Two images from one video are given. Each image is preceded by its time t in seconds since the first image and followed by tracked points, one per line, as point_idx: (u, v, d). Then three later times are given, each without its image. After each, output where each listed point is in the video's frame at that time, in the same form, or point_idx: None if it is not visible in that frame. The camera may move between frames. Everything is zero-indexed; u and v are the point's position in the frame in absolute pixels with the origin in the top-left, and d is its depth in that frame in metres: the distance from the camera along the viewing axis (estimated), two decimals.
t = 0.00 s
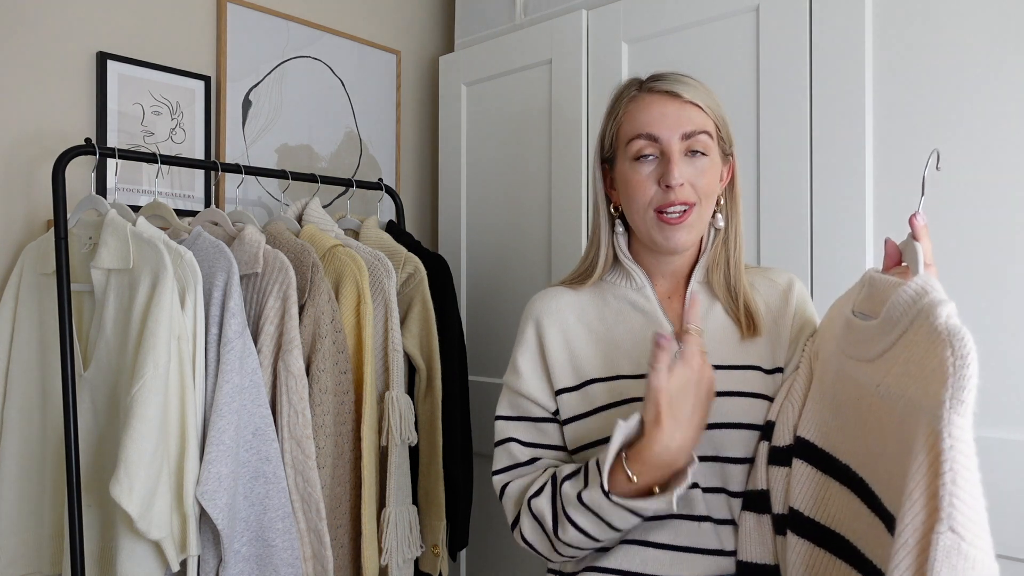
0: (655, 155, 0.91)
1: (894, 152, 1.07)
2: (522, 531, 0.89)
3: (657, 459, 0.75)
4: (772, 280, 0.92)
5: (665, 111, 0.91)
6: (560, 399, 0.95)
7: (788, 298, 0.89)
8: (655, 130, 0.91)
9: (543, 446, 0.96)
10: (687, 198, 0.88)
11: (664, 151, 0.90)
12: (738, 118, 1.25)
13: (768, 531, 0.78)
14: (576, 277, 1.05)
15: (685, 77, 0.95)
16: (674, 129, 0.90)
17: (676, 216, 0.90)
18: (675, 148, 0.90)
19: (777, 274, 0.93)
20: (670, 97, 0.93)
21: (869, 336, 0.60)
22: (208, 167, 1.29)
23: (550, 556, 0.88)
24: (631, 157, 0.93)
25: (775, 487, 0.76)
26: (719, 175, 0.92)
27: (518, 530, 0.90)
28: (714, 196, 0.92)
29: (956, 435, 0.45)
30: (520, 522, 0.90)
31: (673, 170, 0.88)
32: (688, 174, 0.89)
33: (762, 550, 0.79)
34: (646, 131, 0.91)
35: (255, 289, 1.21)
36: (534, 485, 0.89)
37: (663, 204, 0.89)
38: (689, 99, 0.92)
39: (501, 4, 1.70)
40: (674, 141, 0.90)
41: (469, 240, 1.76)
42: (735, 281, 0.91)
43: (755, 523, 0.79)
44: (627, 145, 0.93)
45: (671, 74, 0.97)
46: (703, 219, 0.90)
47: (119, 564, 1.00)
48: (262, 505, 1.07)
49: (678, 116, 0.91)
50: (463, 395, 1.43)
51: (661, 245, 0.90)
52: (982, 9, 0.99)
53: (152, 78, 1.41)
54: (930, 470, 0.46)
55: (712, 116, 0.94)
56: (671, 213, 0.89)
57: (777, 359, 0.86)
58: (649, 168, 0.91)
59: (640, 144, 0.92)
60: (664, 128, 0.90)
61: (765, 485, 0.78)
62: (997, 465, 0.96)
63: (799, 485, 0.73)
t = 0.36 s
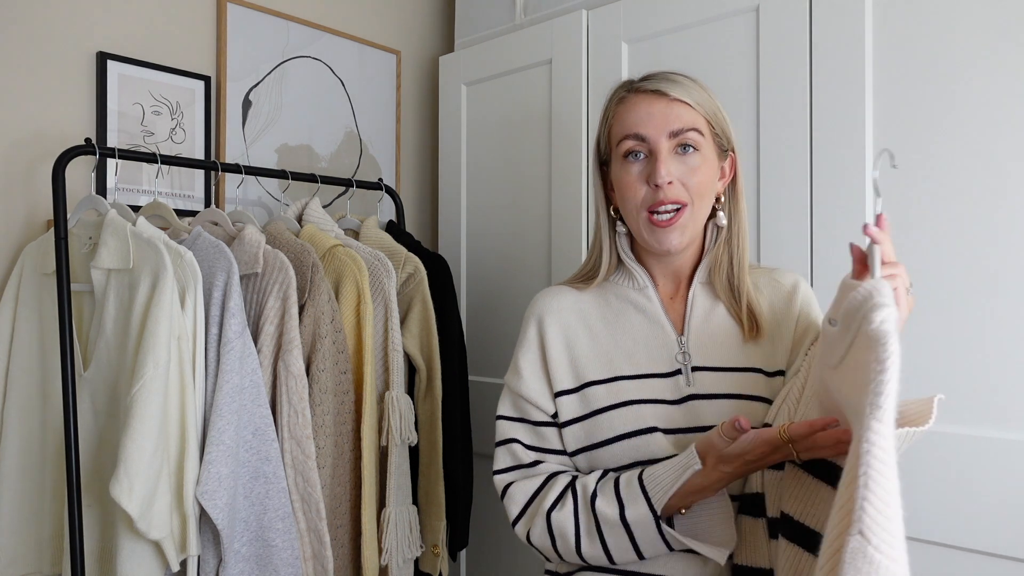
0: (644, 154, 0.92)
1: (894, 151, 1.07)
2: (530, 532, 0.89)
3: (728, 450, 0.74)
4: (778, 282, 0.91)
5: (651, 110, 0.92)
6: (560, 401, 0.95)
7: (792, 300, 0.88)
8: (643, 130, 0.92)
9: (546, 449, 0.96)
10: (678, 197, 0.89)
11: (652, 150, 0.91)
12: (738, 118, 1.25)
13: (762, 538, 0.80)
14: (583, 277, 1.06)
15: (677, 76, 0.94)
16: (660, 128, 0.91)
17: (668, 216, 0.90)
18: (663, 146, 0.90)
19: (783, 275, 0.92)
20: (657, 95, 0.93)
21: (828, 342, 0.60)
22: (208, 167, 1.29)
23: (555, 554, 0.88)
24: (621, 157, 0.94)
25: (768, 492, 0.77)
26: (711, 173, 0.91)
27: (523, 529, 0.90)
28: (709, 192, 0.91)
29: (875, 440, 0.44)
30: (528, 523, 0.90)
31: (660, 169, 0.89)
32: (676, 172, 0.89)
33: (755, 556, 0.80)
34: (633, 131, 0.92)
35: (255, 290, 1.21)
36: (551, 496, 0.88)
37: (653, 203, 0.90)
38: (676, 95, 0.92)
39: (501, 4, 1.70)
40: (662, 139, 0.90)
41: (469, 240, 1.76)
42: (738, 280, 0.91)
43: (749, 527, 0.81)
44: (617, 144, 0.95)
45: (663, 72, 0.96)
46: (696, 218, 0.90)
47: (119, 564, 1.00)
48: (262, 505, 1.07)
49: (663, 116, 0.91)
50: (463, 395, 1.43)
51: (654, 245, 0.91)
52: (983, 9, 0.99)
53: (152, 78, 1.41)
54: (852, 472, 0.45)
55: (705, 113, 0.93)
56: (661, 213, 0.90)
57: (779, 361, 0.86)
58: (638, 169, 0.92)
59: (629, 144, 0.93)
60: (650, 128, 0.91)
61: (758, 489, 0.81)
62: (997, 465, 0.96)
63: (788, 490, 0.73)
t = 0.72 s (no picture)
0: (640, 147, 0.93)
1: (895, 151, 1.07)
2: (526, 530, 0.90)
3: (722, 431, 0.73)
4: (778, 282, 0.92)
5: (650, 105, 0.92)
6: (557, 401, 0.95)
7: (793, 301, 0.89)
8: (640, 123, 0.92)
9: (543, 449, 0.96)
10: (670, 194, 0.88)
11: (649, 143, 0.92)
12: (738, 118, 1.25)
13: (759, 541, 0.78)
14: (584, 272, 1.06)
15: (681, 73, 0.95)
16: (657, 123, 0.91)
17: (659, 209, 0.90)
18: (659, 141, 0.91)
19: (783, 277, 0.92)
20: (657, 91, 0.93)
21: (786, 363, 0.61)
22: (208, 167, 1.28)
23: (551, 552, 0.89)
24: (618, 150, 0.95)
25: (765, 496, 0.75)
26: (710, 170, 0.91)
27: (521, 529, 0.91)
28: (705, 191, 0.90)
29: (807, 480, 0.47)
30: (523, 522, 0.91)
31: (653, 163, 0.89)
32: (670, 167, 0.89)
33: (750, 558, 0.78)
34: (631, 124, 0.93)
35: (255, 290, 1.21)
36: (545, 494, 0.89)
37: (646, 198, 0.89)
38: (676, 91, 0.92)
39: (501, 4, 1.70)
40: (659, 133, 0.91)
41: (469, 240, 1.76)
42: (736, 281, 0.91)
43: (747, 528, 0.79)
44: (616, 138, 0.96)
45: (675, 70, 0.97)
46: (689, 214, 0.89)
47: (119, 564, 1.00)
48: (262, 505, 1.07)
49: (660, 111, 0.91)
50: (463, 395, 1.43)
51: (646, 238, 0.91)
52: (982, 9, 0.99)
53: (152, 78, 1.41)
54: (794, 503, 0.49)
55: (705, 111, 0.93)
56: (653, 206, 0.90)
57: (776, 363, 0.86)
58: (633, 162, 0.93)
59: (627, 137, 0.94)
60: (646, 123, 0.92)
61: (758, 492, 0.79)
62: (997, 464, 0.96)
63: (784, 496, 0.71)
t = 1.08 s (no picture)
0: (648, 143, 0.92)
1: (895, 151, 1.07)
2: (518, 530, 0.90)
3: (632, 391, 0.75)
4: (780, 281, 0.91)
5: (659, 99, 0.92)
6: (555, 403, 0.95)
7: (795, 300, 0.88)
8: (649, 118, 0.92)
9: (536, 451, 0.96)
10: (678, 187, 0.88)
11: (657, 139, 0.91)
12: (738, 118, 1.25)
13: (754, 543, 0.78)
14: (581, 273, 1.06)
15: (692, 71, 0.95)
16: (666, 118, 0.91)
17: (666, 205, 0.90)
18: (668, 136, 0.90)
19: (785, 274, 0.91)
20: (667, 86, 0.93)
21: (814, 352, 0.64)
22: (208, 167, 1.29)
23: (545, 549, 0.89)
24: (626, 145, 0.94)
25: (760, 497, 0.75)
26: (716, 167, 0.91)
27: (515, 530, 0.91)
28: (710, 188, 0.90)
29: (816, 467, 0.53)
30: (514, 522, 0.90)
31: (662, 157, 0.89)
32: (678, 162, 0.89)
33: (747, 560, 0.78)
34: (640, 119, 0.93)
35: (255, 289, 1.21)
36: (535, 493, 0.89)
37: (653, 191, 0.89)
38: (685, 87, 0.92)
39: (501, 4, 1.70)
40: (668, 128, 0.90)
41: (469, 240, 1.76)
42: (739, 283, 0.90)
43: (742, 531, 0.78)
44: (624, 133, 0.95)
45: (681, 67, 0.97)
46: (695, 209, 0.89)
47: (118, 564, 1.00)
48: (262, 505, 1.07)
49: (672, 106, 0.91)
50: (463, 396, 1.43)
51: (652, 231, 0.90)
52: (983, 8, 0.99)
53: (152, 78, 1.41)
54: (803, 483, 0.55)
55: (713, 108, 0.93)
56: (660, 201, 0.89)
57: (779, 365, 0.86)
58: (641, 157, 0.92)
59: (634, 132, 0.93)
60: (656, 117, 0.91)
61: (753, 494, 0.78)
62: (997, 464, 0.96)
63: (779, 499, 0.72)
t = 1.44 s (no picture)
0: (654, 144, 0.92)
1: (895, 152, 1.07)
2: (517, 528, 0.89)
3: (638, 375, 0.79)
4: (778, 281, 0.91)
5: (666, 100, 0.92)
6: (553, 403, 0.95)
7: (792, 299, 0.88)
8: (655, 120, 0.91)
9: (535, 450, 0.96)
10: (683, 192, 0.88)
11: (663, 141, 0.91)
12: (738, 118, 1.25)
13: (752, 542, 0.78)
14: (576, 274, 1.06)
15: (694, 72, 0.95)
16: (673, 121, 0.91)
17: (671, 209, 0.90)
18: (674, 139, 0.90)
19: (783, 274, 0.91)
20: (672, 87, 0.93)
21: (846, 367, 0.60)
22: (208, 167, 1.28)
23: (546, 549, 0.89)
24: (630, 146, 0.94)
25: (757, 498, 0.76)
26: (719, 170, 0.91)
27: (514, 528, 0.91)
28: (713, 191, 0.91)
29: (870, 491, 0.47)
30: (514, 522, 0.90)
31: (669, 161, 0.89)
32: (685, 167, 0.89)
33: (745, 559, 0.78)
34: (645, 120, 0.92)
35: (255, 289, 1.21)
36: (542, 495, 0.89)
37: (659, 195, 0.89)
38: (692, 89, 0.92)
39: (501, 4, 1.70)
40: (674, 131, 0.90)
41: (469, 240, 1.76)
42: (736, 282, 0.91)
43: (739, 531, 0.79)
44: (627, 134, 0.94)
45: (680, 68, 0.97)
46: (700, 214, 0.89)
47: (118, 564, 1.00)
48: (262, 505, 1.07)
49: (677, 109, 0.91)
50: (463, 396, 1.43)
51: (656, 236, 0.91)
52: (983, 9, 0.99)
53: (152, 78, 1.41)
54: (847, 508, 0.49)
55: (718, 111, 0.94)
56: (665, 206, 0.89)
57: (777, 364, 0.86)
58: (648, 160, 0.92)
59: (639, 133, 0.93)
60: (663, 119, 0.91)
61: (751, 495, 0.78)
62: (997, 464, 0.96)
63: (776, 499, 0.72)
